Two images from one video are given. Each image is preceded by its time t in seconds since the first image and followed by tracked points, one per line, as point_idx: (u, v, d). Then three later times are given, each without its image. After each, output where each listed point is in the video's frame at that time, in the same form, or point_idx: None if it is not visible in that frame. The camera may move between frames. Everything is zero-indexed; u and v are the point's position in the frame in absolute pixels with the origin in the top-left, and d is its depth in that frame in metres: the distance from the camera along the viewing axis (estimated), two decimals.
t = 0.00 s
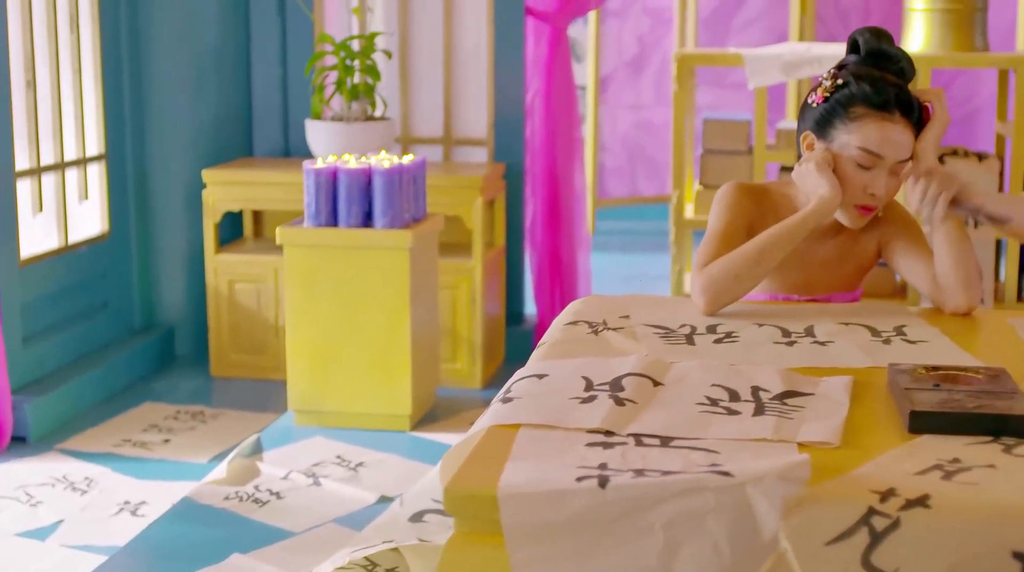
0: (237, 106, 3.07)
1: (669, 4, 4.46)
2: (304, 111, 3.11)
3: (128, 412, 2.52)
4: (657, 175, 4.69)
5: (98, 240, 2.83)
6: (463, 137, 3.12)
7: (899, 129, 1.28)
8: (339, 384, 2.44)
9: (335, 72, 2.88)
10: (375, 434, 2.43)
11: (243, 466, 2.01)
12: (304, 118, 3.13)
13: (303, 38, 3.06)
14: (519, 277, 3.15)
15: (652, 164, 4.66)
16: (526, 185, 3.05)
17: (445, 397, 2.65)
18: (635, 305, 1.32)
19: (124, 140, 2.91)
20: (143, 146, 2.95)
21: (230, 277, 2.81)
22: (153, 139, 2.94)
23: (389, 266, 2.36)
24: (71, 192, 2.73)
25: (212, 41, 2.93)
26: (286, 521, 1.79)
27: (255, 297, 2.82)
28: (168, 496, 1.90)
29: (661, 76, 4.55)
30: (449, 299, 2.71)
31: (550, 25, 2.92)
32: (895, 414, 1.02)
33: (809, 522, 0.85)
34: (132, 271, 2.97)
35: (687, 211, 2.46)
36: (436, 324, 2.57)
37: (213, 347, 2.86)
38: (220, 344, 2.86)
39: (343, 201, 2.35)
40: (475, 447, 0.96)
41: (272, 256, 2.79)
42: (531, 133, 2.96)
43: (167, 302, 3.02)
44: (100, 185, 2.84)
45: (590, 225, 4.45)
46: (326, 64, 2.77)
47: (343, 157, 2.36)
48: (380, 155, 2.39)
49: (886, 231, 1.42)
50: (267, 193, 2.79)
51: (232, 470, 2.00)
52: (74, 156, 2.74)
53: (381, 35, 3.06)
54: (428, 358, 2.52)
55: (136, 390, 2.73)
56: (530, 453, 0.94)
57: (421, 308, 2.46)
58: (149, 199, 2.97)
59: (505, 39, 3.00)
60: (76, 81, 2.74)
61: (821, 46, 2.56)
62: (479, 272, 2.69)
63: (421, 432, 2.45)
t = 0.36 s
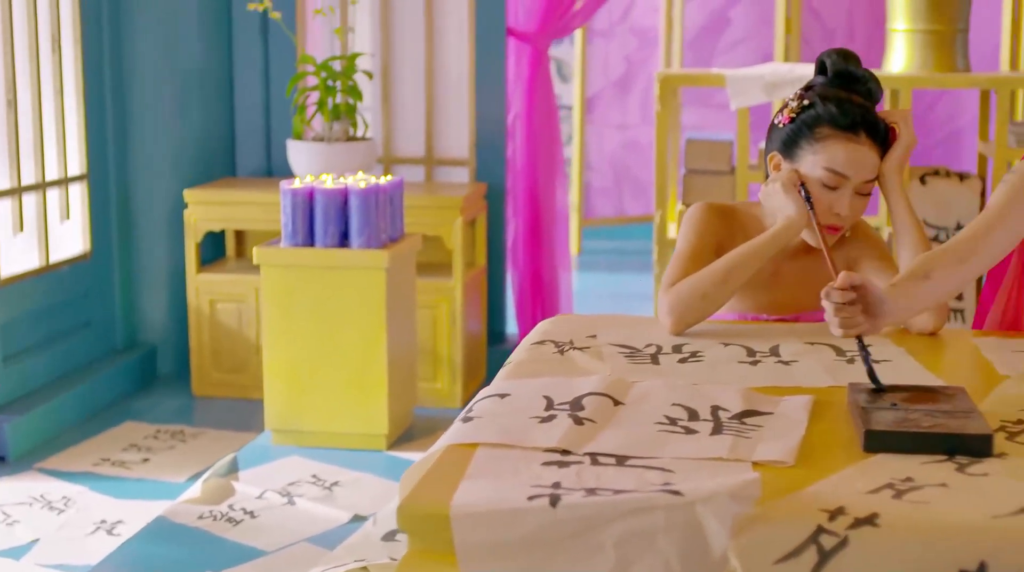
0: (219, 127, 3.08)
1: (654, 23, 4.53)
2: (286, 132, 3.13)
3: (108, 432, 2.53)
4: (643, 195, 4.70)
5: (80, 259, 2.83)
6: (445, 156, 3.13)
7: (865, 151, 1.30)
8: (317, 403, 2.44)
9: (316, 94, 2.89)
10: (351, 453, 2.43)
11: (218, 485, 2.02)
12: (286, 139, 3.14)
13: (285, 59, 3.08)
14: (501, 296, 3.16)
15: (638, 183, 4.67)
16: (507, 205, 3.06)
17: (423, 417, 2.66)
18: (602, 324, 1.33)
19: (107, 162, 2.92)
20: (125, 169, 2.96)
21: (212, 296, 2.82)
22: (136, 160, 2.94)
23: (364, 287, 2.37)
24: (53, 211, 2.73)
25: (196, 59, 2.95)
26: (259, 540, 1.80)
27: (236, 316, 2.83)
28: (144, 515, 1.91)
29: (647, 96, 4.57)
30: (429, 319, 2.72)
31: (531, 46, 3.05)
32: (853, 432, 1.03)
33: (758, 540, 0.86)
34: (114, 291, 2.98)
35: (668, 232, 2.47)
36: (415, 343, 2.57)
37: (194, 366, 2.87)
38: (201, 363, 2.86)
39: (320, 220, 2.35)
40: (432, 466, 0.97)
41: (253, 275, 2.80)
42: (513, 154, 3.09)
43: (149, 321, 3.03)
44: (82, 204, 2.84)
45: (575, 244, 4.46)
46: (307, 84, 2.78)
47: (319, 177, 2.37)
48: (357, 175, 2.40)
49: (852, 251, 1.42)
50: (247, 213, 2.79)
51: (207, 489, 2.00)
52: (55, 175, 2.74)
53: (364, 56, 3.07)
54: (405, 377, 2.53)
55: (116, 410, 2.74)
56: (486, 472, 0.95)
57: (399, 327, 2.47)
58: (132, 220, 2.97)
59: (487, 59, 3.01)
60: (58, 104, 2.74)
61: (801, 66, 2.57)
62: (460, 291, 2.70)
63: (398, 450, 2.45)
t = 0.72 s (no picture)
0: (200, 143, 3.09)
1: (639, 41, 4.51)
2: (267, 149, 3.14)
3: (86, 448, 2.52)
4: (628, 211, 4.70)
5: (60, 275, 2.81)
6: (425, 173, 3.13)
7: (831, 167, 1.31)
8: (292, 419, 2.44)
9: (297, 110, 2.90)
10: (327, 469, 2.43)
11: (192, 501, 2.02)
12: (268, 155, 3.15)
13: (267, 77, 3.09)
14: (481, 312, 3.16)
15: (624, 199, 4.66)
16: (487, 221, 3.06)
17: (400, 433, 2.66)
18: (570, 340, 1.33)
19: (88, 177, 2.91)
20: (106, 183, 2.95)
21: (192, 313, 2.82)
22: (117, 175, 2.94)
23: (339, 303, 2.37)
24: (32, 228, 2.73)
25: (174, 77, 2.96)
26: (230, 556, 1.80)
27: (217, 332, 2.83)
28: (118, 531, 1.91)
29: (633, 113, 4.57)
30: (408, 335, 2.72)
31: (511, 63, 3.07)
32: (809, 447, 1.03)
33: (706, 556, 0.86)
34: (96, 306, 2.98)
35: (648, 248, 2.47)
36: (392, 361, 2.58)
37: (174, 383, 2.87)
38: (182, 380, 2.86)
39: (295, 236, 2.36)
40: (389, 481, 0.97)
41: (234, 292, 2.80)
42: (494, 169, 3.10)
43: (131, 337, 3.03)
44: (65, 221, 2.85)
45: (560, 260, 4.46)
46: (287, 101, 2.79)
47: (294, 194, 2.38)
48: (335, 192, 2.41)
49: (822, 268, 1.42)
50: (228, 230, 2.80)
51: (181, 505, 2.00)
52: (37, 193, 2.73)
53: (344, 73, 3.08)
54: (381, 394, 2.53)
55: (96, 427, 2.74)
56: (440, 487, 0.95)
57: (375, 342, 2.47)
58: (113, 235, 2.97)
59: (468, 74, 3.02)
60: (38, 121, 2.73)
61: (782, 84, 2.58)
62: (439, 308, 2.70)
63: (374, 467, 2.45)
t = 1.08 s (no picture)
0: (180, 160, 3.09)
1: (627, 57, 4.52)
2: (248, 165, 3.14)
3: (64, 463, 2.53)
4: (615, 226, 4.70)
5: (40, 291, 2.82)
6: (405, 189, 3.13)
7: (794, 183, 1.33)
8: (268, 434, 2.43)
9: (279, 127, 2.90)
10: (303, 485, 2.41)
11: (165, 516, 2.02)
12: (248, 172, 3.15)
13: (247, 93, 3.09)
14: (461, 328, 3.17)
15: (610, 213, 4.66)
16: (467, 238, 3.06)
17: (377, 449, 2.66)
18: (535, 356, 1.33)
19: (70, 196, 2.91)
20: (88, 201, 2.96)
21: (173, 328, 2.83)
22: (99, 194, 2.95)
23: (315, 317, 2.36)
24: (13, 244, 2.73)
25: (157, 92, 2.98)
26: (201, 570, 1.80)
27: (197, 348, 2.83)
28: (93, 545, 1.92)
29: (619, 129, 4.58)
30: (387, 351, 2.72)
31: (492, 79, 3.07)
32: (763, 461, 1.04)
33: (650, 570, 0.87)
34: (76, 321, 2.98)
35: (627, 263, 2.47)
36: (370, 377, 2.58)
37: (155, 398, 2.87)
38: (162, 395, 2.87)
39: (271, 252, 2.36)
40: (341, 495, 0.98)
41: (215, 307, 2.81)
42: (474, 184, 3.10)
43: (112, 351, 3.04)
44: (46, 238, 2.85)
45: (546, 276, 4.45)
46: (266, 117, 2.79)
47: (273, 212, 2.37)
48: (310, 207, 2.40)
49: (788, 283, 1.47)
50: (209, 246, 2.80)
51: (155, 519, 2.01)
52: (16, 209, 2.73)
53: (323, 89, 3.09)
54: (359, 410, 2.54)
55: (76, 442, 2.74)
56: (391, 502, 0.96)
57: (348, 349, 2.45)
58: (94, 252, 2.98)
59: (449, 91, 3.02)
60: (20, 141, 2.73)
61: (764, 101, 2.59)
62: (417, 324, 2.70)
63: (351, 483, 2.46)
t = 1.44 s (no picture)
0: (163, 175, 3.07)
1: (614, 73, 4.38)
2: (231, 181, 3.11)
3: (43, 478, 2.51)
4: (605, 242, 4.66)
5: (22, 306, 2.81)
6: (388, 205, 3.09)
7: (757, 198, 1.35)
8: (244, 450, 2.34)
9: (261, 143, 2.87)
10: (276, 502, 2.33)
11: (139, 530, 2.03)
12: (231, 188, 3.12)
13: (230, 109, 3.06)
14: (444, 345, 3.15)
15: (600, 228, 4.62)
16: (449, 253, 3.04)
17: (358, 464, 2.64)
18: (502, 371, 1.34)
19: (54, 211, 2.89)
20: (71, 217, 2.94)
21: (155, 344, 2.80)
22: (83, 210, 2.92)
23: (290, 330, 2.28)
24: None
25: (140, 107, 2.96)
26: None
27: (180, 363, 2.81)
28: (67, 560, 1.93)
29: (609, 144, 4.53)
30: (369, 367, 2.71)
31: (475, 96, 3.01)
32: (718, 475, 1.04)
33: None
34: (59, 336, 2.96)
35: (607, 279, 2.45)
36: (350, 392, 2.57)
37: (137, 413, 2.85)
38: (145, 412, 2.83)
39: (247, 268, 2.27)
40: (294, 510, 0.98)
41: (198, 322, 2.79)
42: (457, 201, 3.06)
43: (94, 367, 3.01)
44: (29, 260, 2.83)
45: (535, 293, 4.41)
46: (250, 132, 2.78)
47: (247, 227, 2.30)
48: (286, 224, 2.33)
49: (755, 299, 1.49)
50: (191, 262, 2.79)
51: (129, 534, 2.01)
52: None
53: (305, 105, 3.06)
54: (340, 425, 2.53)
55: (57, 457, 2.72)
56: (343, 517, 0.96)
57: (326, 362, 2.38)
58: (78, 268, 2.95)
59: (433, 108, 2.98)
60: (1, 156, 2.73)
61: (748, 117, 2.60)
62: (398, 339, 2.69)
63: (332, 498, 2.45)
